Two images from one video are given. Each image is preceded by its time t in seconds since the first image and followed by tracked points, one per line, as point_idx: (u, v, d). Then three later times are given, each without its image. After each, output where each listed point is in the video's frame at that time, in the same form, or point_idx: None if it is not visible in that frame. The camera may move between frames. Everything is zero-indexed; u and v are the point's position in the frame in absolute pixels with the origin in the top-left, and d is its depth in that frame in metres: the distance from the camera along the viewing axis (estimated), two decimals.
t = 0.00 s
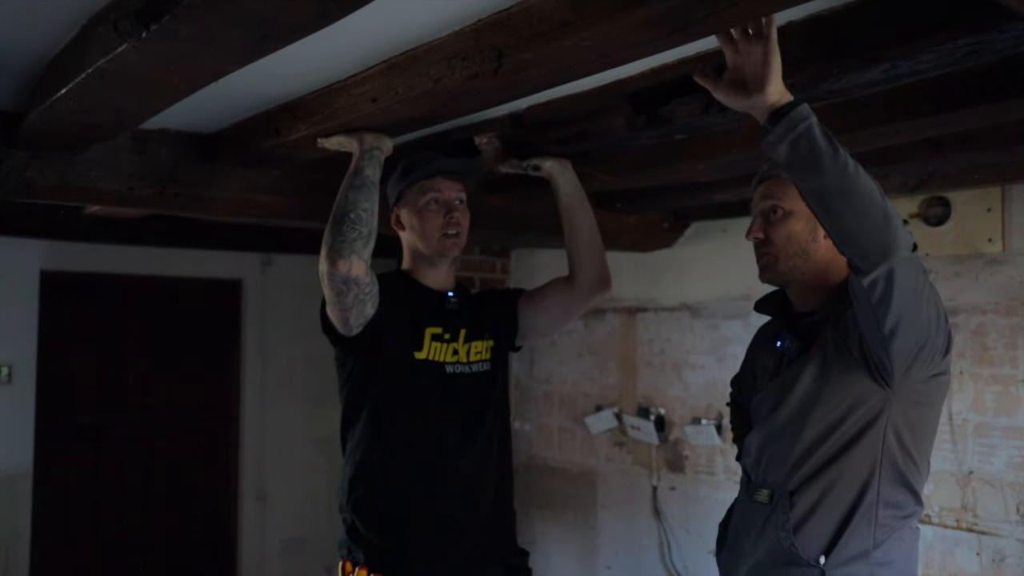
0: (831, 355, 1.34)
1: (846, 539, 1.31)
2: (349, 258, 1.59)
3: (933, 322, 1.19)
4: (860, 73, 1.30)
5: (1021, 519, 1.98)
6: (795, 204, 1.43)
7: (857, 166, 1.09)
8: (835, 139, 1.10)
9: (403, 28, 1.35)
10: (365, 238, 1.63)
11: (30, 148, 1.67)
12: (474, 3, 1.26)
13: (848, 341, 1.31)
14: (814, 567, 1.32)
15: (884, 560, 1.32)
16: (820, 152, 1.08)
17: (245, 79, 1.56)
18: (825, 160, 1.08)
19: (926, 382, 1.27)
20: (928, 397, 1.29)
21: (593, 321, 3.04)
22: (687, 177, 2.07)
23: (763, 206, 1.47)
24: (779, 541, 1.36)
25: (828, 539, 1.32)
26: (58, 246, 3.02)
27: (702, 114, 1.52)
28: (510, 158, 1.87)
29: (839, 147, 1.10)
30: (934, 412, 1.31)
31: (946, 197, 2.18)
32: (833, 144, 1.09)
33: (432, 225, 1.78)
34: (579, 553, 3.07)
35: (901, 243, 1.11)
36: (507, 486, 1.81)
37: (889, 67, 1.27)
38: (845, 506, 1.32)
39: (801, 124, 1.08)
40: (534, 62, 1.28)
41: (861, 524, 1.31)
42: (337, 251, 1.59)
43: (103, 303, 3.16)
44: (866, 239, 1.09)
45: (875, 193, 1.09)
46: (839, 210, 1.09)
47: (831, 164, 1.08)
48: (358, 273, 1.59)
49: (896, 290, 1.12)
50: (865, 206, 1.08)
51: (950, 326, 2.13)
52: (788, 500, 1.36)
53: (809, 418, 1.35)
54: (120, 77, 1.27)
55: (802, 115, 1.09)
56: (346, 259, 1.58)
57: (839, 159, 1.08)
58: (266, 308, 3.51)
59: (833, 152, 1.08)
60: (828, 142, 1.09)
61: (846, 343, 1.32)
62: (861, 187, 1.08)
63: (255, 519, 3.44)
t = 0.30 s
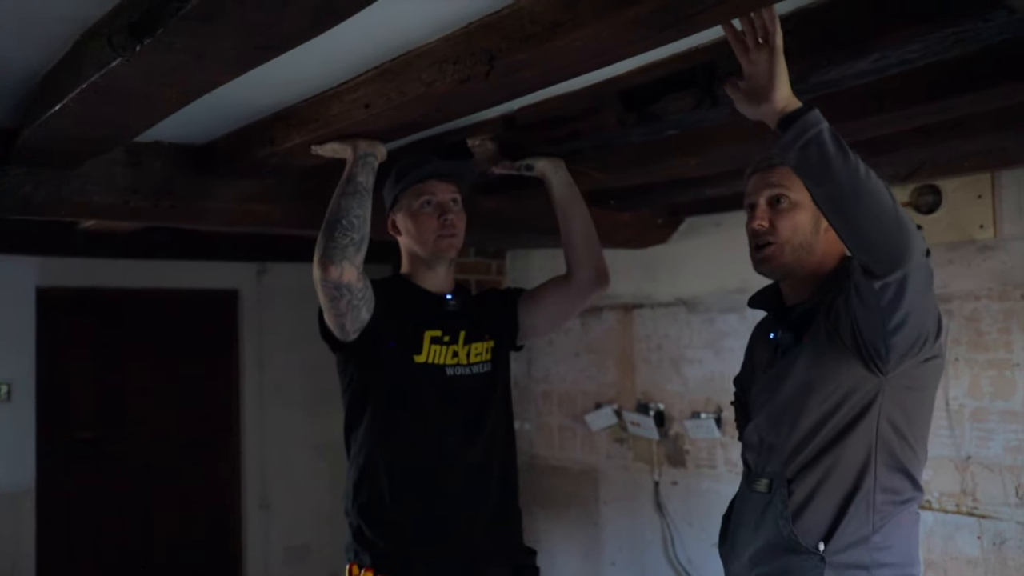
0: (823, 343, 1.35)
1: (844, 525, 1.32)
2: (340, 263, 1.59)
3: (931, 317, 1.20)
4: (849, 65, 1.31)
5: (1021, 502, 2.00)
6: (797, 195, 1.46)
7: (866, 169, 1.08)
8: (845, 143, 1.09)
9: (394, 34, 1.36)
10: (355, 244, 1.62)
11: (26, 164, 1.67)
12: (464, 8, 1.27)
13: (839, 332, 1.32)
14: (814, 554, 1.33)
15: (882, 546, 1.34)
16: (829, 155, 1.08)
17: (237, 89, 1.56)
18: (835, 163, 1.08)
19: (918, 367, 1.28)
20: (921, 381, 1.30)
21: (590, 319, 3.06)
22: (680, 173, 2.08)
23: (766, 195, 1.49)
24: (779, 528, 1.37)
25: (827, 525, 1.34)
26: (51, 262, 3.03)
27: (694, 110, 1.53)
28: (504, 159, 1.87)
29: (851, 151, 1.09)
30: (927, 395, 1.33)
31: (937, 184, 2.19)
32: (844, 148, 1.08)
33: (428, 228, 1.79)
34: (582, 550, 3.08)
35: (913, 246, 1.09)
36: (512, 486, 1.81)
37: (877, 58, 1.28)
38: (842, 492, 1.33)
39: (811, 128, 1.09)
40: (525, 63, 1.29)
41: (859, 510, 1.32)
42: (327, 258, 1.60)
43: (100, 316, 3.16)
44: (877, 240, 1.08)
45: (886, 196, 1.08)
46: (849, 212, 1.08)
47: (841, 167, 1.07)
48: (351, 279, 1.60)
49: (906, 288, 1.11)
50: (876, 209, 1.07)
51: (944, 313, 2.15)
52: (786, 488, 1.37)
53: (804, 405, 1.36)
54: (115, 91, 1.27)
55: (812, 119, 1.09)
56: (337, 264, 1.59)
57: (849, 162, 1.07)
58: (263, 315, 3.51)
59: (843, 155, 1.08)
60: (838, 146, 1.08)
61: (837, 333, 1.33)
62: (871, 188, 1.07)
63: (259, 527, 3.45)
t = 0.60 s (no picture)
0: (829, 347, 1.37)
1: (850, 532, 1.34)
2: (357, 256, 1.61)
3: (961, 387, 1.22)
4: (866, 65, 1.31)
5: None
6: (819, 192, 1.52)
7: (958, 319, 1.08)
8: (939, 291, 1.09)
9: (414, 32, 1.38)
10: (372, 237, 1.65)
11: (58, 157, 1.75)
12: (482, 7, 1.29)
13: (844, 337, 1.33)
14: (818, 557, 1.36)
15: (890, 553, 1.35)
16: (919, 305, 1.08)
17: (260, 85, 1.60)
18: (925, 312, 1.08)
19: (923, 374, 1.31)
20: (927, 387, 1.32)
21: (611, 315, 3.07)
22: (700, 170, 2.08)
23: (789, 185, 1.53)
24: (784, 530, 1.41)
25: (831, 530, 1.36)
26: (83, 250, 3.12)
27: (710, 109, 1.54)
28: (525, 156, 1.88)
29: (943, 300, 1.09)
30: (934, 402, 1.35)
31: (962, 184, 2.17)
32: (941, 302, 1.08)
33: (449, 223, 1.81)
34: (601, 545, 3.09)
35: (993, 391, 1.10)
36: (528, 479, 1.84)
37: (894, 59, 1.28)
38: (849, 500, 1.35)
39: (908, 277, 1.09)
40: (542, 62, 1.31)
41: (866, 518, 1.34)
42: (346, 250, 1.61)
43: (130, 304, 3.23)
44: (955, 386, 1.08)
45: (973, 345, 1.08)
46: (932, 358, 1.08)
47: (932, 318, 1.07)
48: (368, 271, 1.62)
49: (976, 430, 1.12)
50: (959, 357, 1.08)
51: (968, 315, 2.13)
52: (791, 490, 1.40)
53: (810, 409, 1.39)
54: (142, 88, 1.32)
55: (909, 264, 1.09)
56: (354, 258, 1.61)
57: (942, 315, 1.07)
58: (288, 305, 3.56)
59: (939, 309, 1.08)
60: (932, 296, 1.09)
61: (843, 339, 1.33)
62: (958, 339, 1.07)
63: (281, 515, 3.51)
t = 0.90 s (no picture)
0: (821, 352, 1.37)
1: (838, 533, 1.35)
2: (347, 252, 1.64)
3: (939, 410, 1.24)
4: (849, 64, 1.33)
5: None
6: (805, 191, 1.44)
7: (922, 360, 1.10)
8: (907, 331, 1.11)
9: (405, 31, 1.41)
10: (364, 234, 1.67)
11: (57, 153, 1.80)
12: (470, 8, 1.32)
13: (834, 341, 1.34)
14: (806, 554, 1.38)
15: (876, 552, 1.36)
16: (883, 345, 1.10)
17: (255, 82, 1.63)
18: (889, 354, 1.10)
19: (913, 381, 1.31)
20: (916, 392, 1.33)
21: (609, 311, 3.09)
22: (694, 167, 2.10)
23: (773, 188, 1.47)
24: (773, 528, 1.43)
25: (819, 530, 1.38)
26: (86, 246, 3.16)
27: (698, 107, 1.56)
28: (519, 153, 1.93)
29: (911, 339, 1.11)
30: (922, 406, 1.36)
31: (955, 182, 2.18)
32: (905, 344, 1.10)
33: (442, 219, 1.84)
34: (599, 539, 3.12)
35: (954, 430, 1.13)
36: (520, 471, 1.87)
37: (877, 59, 1.30)
38: (838, 501, 1.36)
39: (874, 316, 1.11)
40: (528, 61, 1.33)
41: (853, 519, 1.36)
42: (336, 245, 1.64)
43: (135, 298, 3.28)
44: (917, 425, 1.11)
45: (937, 384, 1.11)
46: (893, 395, 1.12)
47: (895, 359, 1.10)
48: (357, 267, 1.65)
49: (937, 466, 1.16)
50: (922, 396, 1.10)
51: (960, 311, 2.15)
52: (780, 490, 1.42)
53: (799, 410, 1.41)
54: (138, 85, 1.35)
55: (875, 304, 1.12)
56: (344, 253, 1.64)
57: (906, 356, 1.10)
58: (288, 301, 3.60)
59: (903, 351, 1.10)
60: (898, 336, 1.11)
61: (835, 345, 1.34)
62: (921, 381, 1.10)
63: (283, 509, 3.56)
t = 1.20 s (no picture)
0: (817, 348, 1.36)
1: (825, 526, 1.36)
2: (343, 248, 1.67)
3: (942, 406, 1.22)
4: (841, 59, 1.34)
5: None
6: (793, 192, 1.47)
7: (892, 446, 1.03)
8: (877, 438, 1.03)
9: (399, 29, 1.42)
10: (361, 231, 1.70)
11: (58, 151, 1.82)
12: (463, 6, 1.33)
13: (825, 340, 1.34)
14: (795, 546, 1.39)
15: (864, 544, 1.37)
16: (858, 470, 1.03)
17: (253, 80, 1.65)
18: (874, 471, 1.03)
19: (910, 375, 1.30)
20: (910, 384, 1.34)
21: (610, 306, 3.11)
22: (691, 162, 2.12)
23: (765, 186, 1.50)
24: (763, 519, 1.44)
25: (808, 521, 1.39)
26: (91, 244, 3.18)
27: (691, 103, 1.57)
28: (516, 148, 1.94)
29: (881, 437, 1.04)
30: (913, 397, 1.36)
31: (953, 176, 2.19)
32: (876, 455, 1.03)
33: (438, 216, 1.86)
34: (601, 533, 3.14)
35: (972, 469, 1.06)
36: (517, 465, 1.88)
37: (867, 54, 1.30)
38: (829, 492, 1.37)
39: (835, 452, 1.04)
40: (521, 58, 1.34)
41: (843, 510, 1.36)
42: (331, 242, 1.67)
43: (141, 295, 3.31)
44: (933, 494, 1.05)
45: (933, 455, 1.03)
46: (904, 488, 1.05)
47: (881, 468, 1.03)
48: (352, 263, 1.67)
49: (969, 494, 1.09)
50: (925, 477, 1.03)
51: (958, 305, 2.16)
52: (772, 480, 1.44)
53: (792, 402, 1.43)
54: (136, 84, 1.37)
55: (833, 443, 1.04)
56: (340, 249, 1.66)
57: (886, 459, 1.03)
58: (292, 298, 3.63)
59: (879, 457, 1.03)
60: (867, 443, 1.03)
61: (828, 344, 1.34)
62: (909, 465, 1.03)
63: (287, 504, 3.58)
